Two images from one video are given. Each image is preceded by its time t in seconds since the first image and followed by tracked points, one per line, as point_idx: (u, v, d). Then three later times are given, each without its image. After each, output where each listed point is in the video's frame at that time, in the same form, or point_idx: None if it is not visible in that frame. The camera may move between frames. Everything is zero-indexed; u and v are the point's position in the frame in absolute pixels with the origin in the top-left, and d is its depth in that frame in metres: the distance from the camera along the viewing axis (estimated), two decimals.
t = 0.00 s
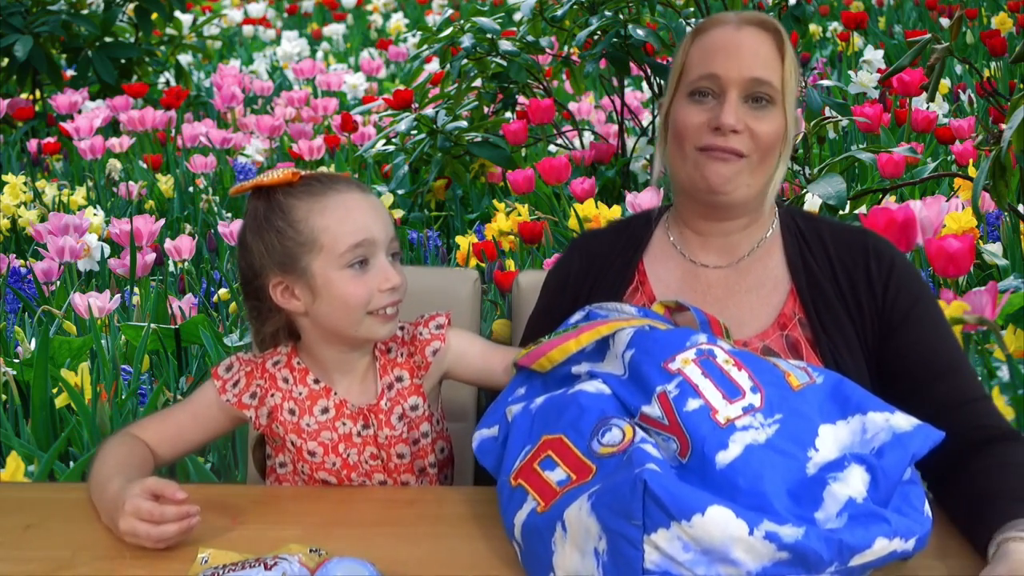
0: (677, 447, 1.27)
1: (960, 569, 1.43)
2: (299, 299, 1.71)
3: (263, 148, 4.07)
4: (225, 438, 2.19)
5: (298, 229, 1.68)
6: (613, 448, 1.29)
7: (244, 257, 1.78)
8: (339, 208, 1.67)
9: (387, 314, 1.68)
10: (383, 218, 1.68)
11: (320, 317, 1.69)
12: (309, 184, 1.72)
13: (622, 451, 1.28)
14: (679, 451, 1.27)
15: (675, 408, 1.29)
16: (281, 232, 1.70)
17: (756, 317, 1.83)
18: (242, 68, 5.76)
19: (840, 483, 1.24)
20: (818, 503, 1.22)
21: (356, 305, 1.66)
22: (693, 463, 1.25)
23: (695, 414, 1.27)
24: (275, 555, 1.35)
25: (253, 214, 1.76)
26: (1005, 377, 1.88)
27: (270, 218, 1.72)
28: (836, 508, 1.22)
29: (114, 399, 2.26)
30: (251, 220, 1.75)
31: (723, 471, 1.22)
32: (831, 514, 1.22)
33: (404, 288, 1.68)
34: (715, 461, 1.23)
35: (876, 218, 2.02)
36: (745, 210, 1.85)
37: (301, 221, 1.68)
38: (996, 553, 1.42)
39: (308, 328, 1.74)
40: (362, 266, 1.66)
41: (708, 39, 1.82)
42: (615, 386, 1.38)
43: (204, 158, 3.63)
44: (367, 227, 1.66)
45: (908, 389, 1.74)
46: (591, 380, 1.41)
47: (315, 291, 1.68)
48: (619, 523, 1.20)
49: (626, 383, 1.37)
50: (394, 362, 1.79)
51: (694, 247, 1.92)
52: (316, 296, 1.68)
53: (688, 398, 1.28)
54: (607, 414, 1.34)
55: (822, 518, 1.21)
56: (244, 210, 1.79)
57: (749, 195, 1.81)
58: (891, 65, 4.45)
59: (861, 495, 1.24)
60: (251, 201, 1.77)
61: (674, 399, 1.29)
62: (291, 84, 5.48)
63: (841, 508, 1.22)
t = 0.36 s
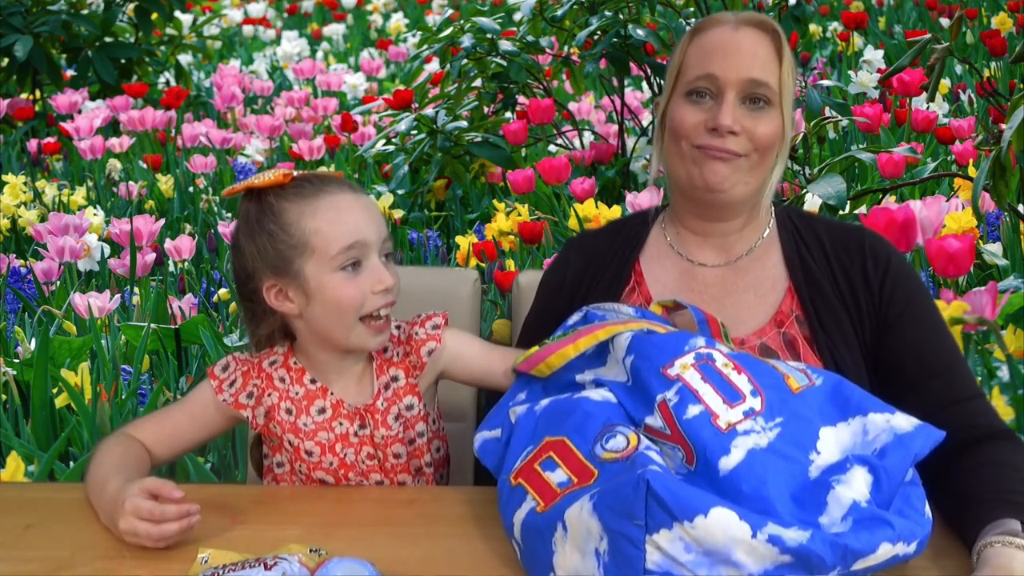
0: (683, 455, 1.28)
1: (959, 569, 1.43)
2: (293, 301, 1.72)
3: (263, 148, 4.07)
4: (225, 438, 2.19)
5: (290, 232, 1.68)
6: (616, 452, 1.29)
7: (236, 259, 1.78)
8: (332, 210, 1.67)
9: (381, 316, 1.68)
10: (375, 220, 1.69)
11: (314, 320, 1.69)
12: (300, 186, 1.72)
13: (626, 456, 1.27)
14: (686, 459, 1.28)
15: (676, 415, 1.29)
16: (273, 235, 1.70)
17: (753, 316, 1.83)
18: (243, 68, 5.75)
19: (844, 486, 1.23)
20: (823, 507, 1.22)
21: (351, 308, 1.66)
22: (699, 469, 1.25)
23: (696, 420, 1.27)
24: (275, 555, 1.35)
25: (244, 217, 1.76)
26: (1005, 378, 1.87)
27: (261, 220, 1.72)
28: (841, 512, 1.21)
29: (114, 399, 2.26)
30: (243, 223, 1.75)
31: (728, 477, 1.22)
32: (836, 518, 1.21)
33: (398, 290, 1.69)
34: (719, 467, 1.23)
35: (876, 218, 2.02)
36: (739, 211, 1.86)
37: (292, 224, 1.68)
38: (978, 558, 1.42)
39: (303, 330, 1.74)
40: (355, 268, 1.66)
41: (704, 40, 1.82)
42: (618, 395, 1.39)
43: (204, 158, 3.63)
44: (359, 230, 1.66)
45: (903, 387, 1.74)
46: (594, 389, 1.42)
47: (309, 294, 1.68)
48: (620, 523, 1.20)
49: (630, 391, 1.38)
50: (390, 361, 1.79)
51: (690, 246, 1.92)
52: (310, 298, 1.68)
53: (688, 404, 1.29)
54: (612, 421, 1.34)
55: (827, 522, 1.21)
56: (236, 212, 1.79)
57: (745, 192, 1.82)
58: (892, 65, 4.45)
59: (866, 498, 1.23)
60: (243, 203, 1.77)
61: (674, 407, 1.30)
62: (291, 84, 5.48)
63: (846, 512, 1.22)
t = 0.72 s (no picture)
0: (684, 455, 1.28)
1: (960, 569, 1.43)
2: (295, 300, 1.72)
3: (263, 148, 4.07)
4: (225, 438, 2.19)
5: (292, 231, 1.68)
6: (615, 459, 1.28)
7: (239, 259, 1.79)
8: (332, 209, 1.67)
9: (382, 315, 1.68)
10: (378, 220, 1.68)
11: (316, 320, 1.69)
12: (303, 185, 1.72)
13: (626, 463, 1.27)
14: (686, 459, 1.28)
15: (679, 415, 1.29)
16: (275, 234, 1.71)
17: (757, 313, 1.83)
18: (243, 68, 5.75)
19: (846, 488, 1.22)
20: (825, 509, 1.21)
21: (352, 307, 1.66)
22: (700, 469, 1.25)
23: (699, 421, 1.27)
24: (275, 556, 1.35)
25: (247, 216, 1.76)
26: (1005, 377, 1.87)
27: (264, 220, 1.73)
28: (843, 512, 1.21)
29: (114, 399, 2.26)
30: (245, 222, 1.76)
31: (730, 478, 1.22)
32: (839, 520, 1.20)
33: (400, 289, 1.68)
34: (721, 468, 1.23)
35: (876, 218, 2.02)
36: (740, 211, 1.87)
37: (294, 223, 1.68)
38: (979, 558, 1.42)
39: (304, 329, 1.74)
40: (356, 266, 1.66)
41: (689, 44, 1.83)
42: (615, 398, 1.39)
43: (204, 158, 3.63)
44: (361, 229, 1.66)
45: (913, 382, 1.73)
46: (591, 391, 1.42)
47: (310, 293, 1.68)
48: (620, 525, 1.20)
49: (628, 390, 1.38)
50: (392, 362, 1.79)
51: (696, 243, 1.93)
52: (312, 297, 1.68)
53: (691, 404, 1.29)
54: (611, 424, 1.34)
55: (829, 524, 1.20)
56: (239, 211, 1.80)
57: (737, 196, 1.84)
58: (891, 65, 4.45)
59: (868, 499, 1.22)
60: (246, 202, 1.78)
61: (677, 405, 1.30)
62: (291, 84, 5.49)
63: (848, 514, 1.21)
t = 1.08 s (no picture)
0: (678, 453, 1.28)
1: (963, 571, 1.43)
2: (298, 301, 1.71)
3: (263, 148, 4.07)
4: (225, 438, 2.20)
5: (295, 233, 1.68)
6: (606, 441, 1.30)
7: (243, 259, 1.79)
8: (335, 210, 1.67)
9: (387, 317, 1.67)
10: (382, 222, 1.68)
11: (319, 321, 1.69)
12: (307, 187, 1.72)
13: (616, 446, 1.28)
14: (681, 455, 1.28)
15: (675, 413, 1.29)
16: (279, 235, 1.71)
17: (758, 311, 1.83)
18: (243, 68, 5.75)
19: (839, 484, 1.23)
20: (819, 504, 1.22)
21: (356, 309, 1.65)
22: (696, 465, 1.25)
23: (695, 420, 1.27)
24: (275, 555, 1.35)
25: (251, 217, 1.76)
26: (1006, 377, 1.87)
27: (268, 221, 1.73)
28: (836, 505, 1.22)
29: (114, 399, 2.26)
30: (249, 224, 1.76)
31: (724, 475, 1.22)
32: (832, 514, 1.22)
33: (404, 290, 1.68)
34: (717, 464, 1.23)
35: (876, 218, 2.02)
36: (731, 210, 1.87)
37: (298, 224, 1.68)
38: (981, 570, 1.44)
39: (308, 330, 1.74)
40: (360, 268, 1.66)
41: (621, 73, 1.86)
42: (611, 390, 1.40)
43: (205, 158, 3.63)
44: (365, 232, 1.66)
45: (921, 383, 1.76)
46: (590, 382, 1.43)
47: (313, 295, 1.68)
48: (619, 527, 1.20)
49: (626, 388, 1.38)
50: (395, 364, 1.79)
51: (700, 244, 1.93)
52: (315, 299, 1.68)
53: (687, 403, 1.29)
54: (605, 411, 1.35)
55: (822, 519, 1.22)
56: (244, 212, 1.80)
57: (698, 202, 1.85)
58: (891, 65, 4.45)
59: (861, 494, 1.23)
60: (250, 204, 1.78)
61: (674, 403, 1.30)
62: (291, 84, 5.49)
63: (841, 508, 1.22)
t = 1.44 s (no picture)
0: (677, 460, 1.28)
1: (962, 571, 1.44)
2: (304, 301, 1.71)
3: (263, 148, 4.07)
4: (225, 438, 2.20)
5: (303, 232, 1.68)
6: (593, 460, 1.29)
7: (249, 258, 1.78)
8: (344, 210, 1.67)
9: (393, 318, 1.67)
10: (390, 222, 1.68)
11: (325, 321, 1.69)
12: (315, 186, 1.72)
13: (603, 468, 1.27)
14: (679, 464, 1.28)
15: (674, 421, 1.28)
16: (286, 234, 1.70)
17: (768, 313, 1.83)
18: (243, 68, 5.75)
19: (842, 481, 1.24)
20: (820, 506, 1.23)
21: (362, 309, 1.65)
22: (694, 473, 1.25)
23: (694, 427, 1.27)
24: (275, 555, 1.35)
25: (258, 216, 1.76)
26: (1006, 376, 1.87)
27: (274, 219, 1.72)
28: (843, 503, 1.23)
29: (114, 399, 2.26)
30: (256, 222, 1.76)
31: (725, 479, 1.22)
32: (834, 516, 1.22)
33: (410, 292, 1.68)
34: (716, 470, 1.23)
35: (876, 218, 2.02)
36: (738, 215, 1.88)
37: (306, 224, 1.68)
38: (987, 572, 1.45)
39: (313, 330, 1.73)
40: (367, 268, 1.66)
41: (623, 78, 1.87)
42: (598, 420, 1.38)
43: (205, 158, 3.63)
44: (372, 232, 1.66)
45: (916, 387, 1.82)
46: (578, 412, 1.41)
47: (320, 295, 1.68)
48: (617, 529, 1.19)
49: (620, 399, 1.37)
50: (399, 366, 1.79)
51: (705, 245, 1.93)
52: (321, 299, 1.68)
53: (685, 411, 1.28)
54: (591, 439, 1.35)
55: (824, 520, 1.22)
56: (251, 211, 1.79)
57: (695, 207, 1.84)
58: (892, 65, 4.45)
59: (863, 496, 1.24)
60: (257, 202, 1.77)
61: (672, 412, 1.29)
62: (291, 84, 5.49)
63: (843, 510, 1.22)
